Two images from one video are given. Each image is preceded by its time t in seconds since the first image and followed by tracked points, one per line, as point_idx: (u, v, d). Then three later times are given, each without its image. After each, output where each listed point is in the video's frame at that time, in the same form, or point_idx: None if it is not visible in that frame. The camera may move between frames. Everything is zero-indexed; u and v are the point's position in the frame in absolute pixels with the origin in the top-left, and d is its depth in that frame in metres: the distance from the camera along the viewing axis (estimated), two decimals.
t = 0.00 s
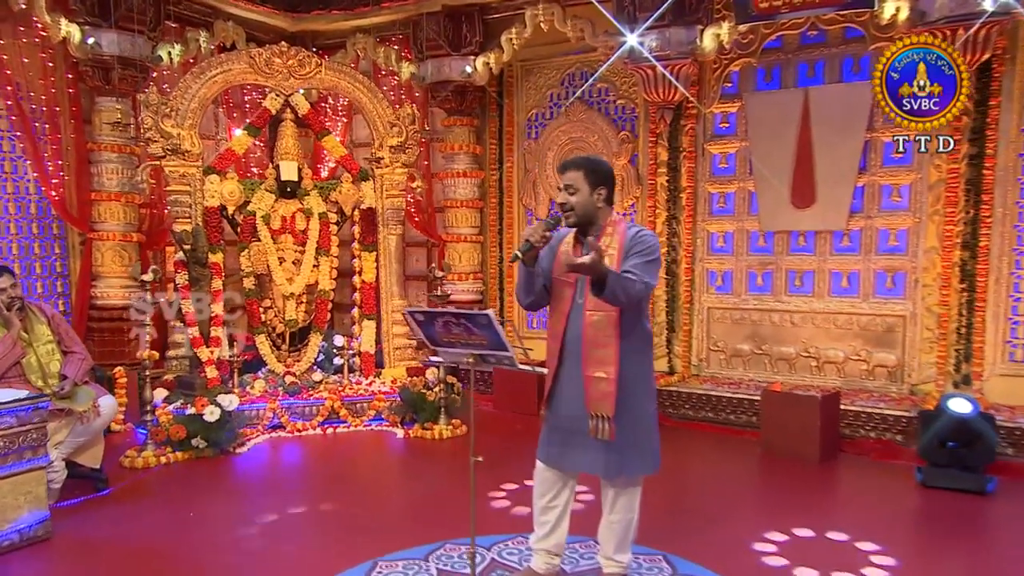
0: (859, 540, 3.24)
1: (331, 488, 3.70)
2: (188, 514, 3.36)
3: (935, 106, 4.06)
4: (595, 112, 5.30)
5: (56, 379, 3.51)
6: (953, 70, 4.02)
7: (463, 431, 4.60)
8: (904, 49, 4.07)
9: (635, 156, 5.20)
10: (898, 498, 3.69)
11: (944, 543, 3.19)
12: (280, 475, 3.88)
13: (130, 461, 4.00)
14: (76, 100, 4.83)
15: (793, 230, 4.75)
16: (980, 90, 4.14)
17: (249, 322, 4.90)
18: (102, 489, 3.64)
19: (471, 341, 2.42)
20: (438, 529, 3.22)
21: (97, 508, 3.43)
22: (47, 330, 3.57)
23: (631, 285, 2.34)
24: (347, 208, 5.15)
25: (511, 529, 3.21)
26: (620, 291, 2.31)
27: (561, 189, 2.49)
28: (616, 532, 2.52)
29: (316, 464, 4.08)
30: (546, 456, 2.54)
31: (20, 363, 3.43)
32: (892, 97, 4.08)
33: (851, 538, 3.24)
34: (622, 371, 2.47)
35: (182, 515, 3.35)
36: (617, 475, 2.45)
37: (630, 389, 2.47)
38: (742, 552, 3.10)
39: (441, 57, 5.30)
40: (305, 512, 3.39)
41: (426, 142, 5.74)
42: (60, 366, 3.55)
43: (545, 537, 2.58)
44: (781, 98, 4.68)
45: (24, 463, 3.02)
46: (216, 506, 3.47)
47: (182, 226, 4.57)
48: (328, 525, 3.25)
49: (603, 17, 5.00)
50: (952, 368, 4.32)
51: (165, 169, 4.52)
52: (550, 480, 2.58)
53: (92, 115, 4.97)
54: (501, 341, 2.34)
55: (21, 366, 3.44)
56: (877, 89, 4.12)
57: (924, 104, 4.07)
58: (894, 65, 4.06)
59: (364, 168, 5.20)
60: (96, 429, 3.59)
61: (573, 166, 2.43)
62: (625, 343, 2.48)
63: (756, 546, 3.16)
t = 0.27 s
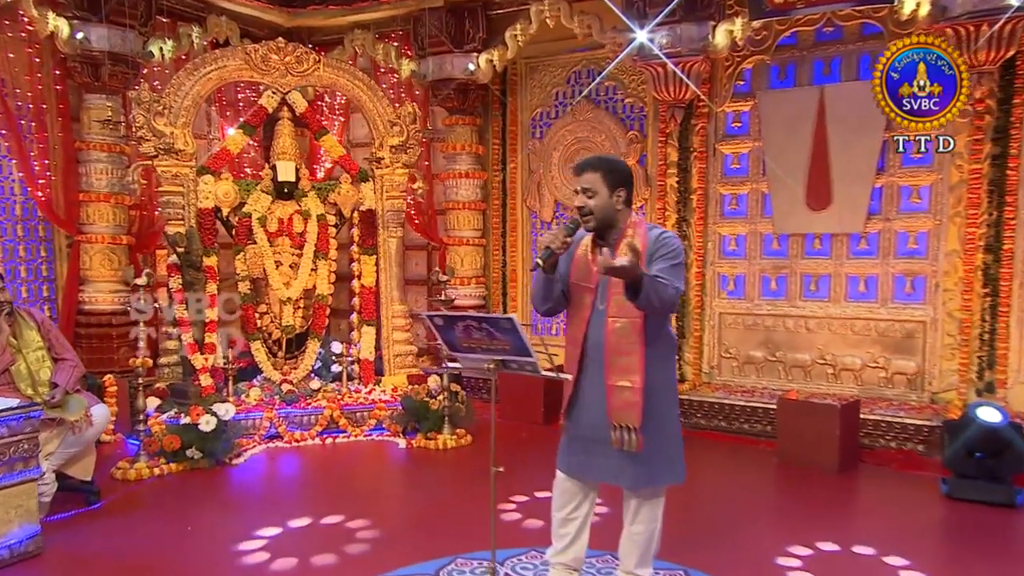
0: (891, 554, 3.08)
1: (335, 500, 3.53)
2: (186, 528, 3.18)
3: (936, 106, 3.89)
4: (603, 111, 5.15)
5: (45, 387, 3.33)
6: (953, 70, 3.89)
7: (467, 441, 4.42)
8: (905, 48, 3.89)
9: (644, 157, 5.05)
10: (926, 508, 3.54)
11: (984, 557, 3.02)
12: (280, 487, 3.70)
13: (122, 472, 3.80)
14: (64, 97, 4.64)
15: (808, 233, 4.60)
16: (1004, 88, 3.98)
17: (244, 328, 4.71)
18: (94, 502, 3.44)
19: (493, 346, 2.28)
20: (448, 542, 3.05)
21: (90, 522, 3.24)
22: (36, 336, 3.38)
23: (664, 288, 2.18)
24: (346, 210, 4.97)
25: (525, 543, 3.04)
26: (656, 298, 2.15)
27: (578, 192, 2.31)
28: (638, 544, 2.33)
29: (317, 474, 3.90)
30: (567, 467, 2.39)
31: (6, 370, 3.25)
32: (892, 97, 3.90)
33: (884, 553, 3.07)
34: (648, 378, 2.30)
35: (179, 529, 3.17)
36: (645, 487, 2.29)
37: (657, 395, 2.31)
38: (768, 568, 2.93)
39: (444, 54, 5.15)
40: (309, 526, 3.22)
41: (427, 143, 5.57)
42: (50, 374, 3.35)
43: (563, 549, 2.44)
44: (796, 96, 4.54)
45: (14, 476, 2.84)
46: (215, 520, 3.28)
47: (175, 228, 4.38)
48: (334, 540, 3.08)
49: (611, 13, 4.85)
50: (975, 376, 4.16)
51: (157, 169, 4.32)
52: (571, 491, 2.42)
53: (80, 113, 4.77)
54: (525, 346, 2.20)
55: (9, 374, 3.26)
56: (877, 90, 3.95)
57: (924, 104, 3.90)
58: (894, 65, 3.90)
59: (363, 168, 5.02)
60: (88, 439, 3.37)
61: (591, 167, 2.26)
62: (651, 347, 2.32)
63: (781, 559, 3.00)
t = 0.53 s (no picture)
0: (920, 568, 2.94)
1: (337, 511, 3.37)
2: (182, 541, 3.02)
3: (935, 106, 4.12)
4: (608, 110, 5.03)
5: (36, 395, 3.15)
6: (952, 69, 4.05)
7: (471, 450, 4.27)
8: (904, 49, 4.18)
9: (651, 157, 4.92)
10: (951, 519, 3.40)
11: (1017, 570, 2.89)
12: (280, 497, 3.55)
13: (114, 483, 3.64)
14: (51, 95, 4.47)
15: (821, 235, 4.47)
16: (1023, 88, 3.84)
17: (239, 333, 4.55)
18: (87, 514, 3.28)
19: (513, 349, 2.16)
20: (456, 557, 2.89)
21: (81, 535, 3.08)
22: (27, 341, 3.21)
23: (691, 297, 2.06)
24: (344, 212, 4.80)
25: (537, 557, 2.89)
26: (685, 308, 2.04)
27: (593, 194, 2.17)
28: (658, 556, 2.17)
29: (318, 484, 3.75)
30: (582, 476, 2.25)
31: None
32: (891, 97, 4.19)
33: (912, 566, 2.94)
34: (670, 383, 2.16)
35: (176, 542, 3.01)
36: (665, 497, 2.15)
37: (679, 402, 2.17)
38: None
39: (445, 51, 5.01)
40: (312, 539, 3.07)
41: (427, 143, 5.43)
42: (40, 381, 3.18)
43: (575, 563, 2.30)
44: (809, 95, 4.42)
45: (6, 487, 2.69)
46: (213, 532, 3.13)
47: (167, 230, 4.22)
48: (338, 553, 2.92)
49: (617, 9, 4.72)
50: (995, 383, 4.03)
51: (149, 169, 4.16)
52: (586, 500, 2.29)
53: (68, 111, 4.60)
54: (547, 351, 2.09)
55: None
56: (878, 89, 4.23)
57: (924, 104, 4.14)
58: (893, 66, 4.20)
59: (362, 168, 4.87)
60: (80, 449, 3.21)
61: (605, 168, 2.13)
62: (672, 352, 2.18)
63: (806, 574, 2.85)
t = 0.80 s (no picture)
0: None
1: (338, 523, 3.19)
2: (177, 557, 2.84)
3: (935, 107, 4.03)
4: (614, 108, 4.88)
5: (24, 404, 2.96)
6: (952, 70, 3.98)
7: (475, 460, 4.09)
8: (904, 49, 4.09)
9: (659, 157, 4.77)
10: (980, 532, 3.25)
11: None
12: (278, 508, 3.37)
13: (103, 496, 3.45)
14: (36, 90, 4.29)
15: (835, 237, 4.33)
16: None
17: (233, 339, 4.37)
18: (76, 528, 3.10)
19: (534, 355, 1.99)
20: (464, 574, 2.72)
21: (70, 551, 2.89)
22: (14, 347, 2.99)
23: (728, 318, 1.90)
24: (341, 214, 4.62)
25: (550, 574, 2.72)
26: (722, 331, 1.89)
27: (609, 197, 2.01)
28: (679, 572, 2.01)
29: (317, 494, 3.57)
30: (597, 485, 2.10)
31: None
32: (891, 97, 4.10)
33: None
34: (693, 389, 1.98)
35: (169, 558, 2.83)
36: (687, 508, 1.99)
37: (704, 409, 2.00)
38: None
39: (445, 47, 4.84)
40: (313, 553, 2.89)
41: (427, 142, 5.27)
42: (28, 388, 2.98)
43: None
44: (822, 92, 4.28)
45: None
46: (209, 546, 2.95)
47: (157, 231, 4.04)
48: (342, 569, 2.75)
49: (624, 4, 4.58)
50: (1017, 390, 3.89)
51: (138, 168, 3.98)
52: (603, 511, 2.13)
53: (54, 107, 4.41)
54: (573, 357, 1.93)
55: None
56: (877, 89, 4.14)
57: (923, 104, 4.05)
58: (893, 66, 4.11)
59: (360, 168, 4.69)
60: (70, 460, 3.05)
61: (621, 168, 1.97)
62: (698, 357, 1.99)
63: None
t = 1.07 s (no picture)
0: None
1: (340, 536, 3.02)
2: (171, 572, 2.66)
3: (936, 107, 3.95)
4: (620, 106, 4.75)
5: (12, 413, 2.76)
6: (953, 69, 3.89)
7: (478, 470, 3.92)
8: (904, 49, 4.01)
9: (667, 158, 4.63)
10: (1011, 546, 3.10)
11: None
12: (277, 521, 3.19)
13: (92, 510, 3.26)
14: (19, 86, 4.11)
15: (850, 239, 4.19)
16: None
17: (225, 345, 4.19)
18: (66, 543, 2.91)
19: (561, 361, 1.84)
20: None
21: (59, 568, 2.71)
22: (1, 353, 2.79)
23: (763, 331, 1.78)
24: (338, 216, 4.45)
25: None
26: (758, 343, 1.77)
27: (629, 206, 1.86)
28: None
29: (315, 506, 3.39)
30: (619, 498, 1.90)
31: None
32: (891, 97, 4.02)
33: None
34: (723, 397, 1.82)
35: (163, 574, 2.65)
36: (716, 519, 1.83)
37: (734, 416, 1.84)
38: None
39: (445, 44, 4.69)
40: (315, 567, 2.72)
41: (426, 142, 5.12)
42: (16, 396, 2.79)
43: None
44: (836, 90, 4.15)
45: None
46: (204, 561, 2.77)
47: (147, 233, 3.87)
48: None
49: None
50: None
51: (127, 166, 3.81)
52: (626, 523, 1.92)
53: (38, 104, 4.23)
54: (601, 364, 1.77)
55: None
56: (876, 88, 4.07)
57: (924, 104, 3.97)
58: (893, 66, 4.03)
59: (358, 167, 4.53)
60: (60, 472, 2.88)
61: (637, 174, 1.81)
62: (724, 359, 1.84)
63: None
